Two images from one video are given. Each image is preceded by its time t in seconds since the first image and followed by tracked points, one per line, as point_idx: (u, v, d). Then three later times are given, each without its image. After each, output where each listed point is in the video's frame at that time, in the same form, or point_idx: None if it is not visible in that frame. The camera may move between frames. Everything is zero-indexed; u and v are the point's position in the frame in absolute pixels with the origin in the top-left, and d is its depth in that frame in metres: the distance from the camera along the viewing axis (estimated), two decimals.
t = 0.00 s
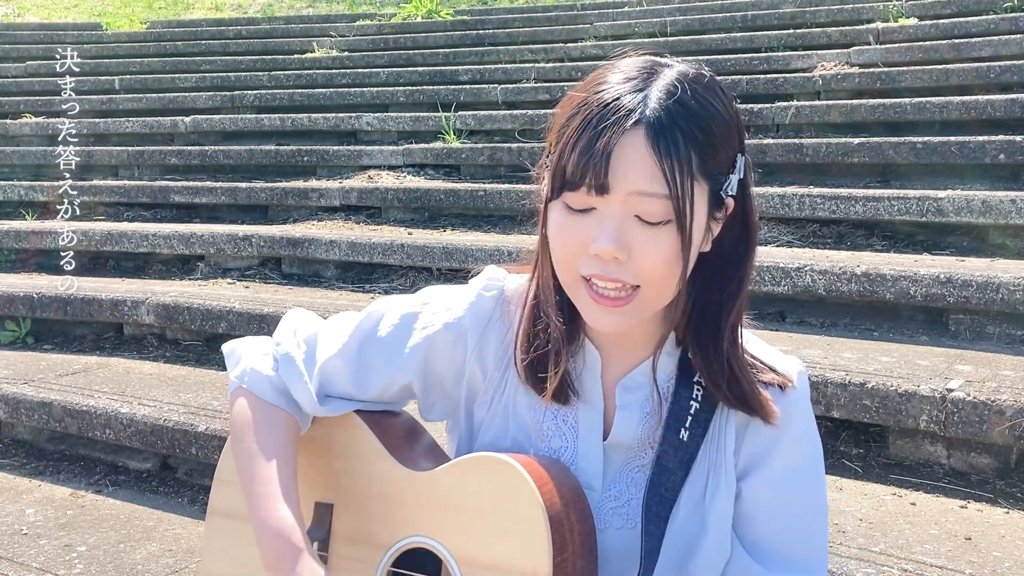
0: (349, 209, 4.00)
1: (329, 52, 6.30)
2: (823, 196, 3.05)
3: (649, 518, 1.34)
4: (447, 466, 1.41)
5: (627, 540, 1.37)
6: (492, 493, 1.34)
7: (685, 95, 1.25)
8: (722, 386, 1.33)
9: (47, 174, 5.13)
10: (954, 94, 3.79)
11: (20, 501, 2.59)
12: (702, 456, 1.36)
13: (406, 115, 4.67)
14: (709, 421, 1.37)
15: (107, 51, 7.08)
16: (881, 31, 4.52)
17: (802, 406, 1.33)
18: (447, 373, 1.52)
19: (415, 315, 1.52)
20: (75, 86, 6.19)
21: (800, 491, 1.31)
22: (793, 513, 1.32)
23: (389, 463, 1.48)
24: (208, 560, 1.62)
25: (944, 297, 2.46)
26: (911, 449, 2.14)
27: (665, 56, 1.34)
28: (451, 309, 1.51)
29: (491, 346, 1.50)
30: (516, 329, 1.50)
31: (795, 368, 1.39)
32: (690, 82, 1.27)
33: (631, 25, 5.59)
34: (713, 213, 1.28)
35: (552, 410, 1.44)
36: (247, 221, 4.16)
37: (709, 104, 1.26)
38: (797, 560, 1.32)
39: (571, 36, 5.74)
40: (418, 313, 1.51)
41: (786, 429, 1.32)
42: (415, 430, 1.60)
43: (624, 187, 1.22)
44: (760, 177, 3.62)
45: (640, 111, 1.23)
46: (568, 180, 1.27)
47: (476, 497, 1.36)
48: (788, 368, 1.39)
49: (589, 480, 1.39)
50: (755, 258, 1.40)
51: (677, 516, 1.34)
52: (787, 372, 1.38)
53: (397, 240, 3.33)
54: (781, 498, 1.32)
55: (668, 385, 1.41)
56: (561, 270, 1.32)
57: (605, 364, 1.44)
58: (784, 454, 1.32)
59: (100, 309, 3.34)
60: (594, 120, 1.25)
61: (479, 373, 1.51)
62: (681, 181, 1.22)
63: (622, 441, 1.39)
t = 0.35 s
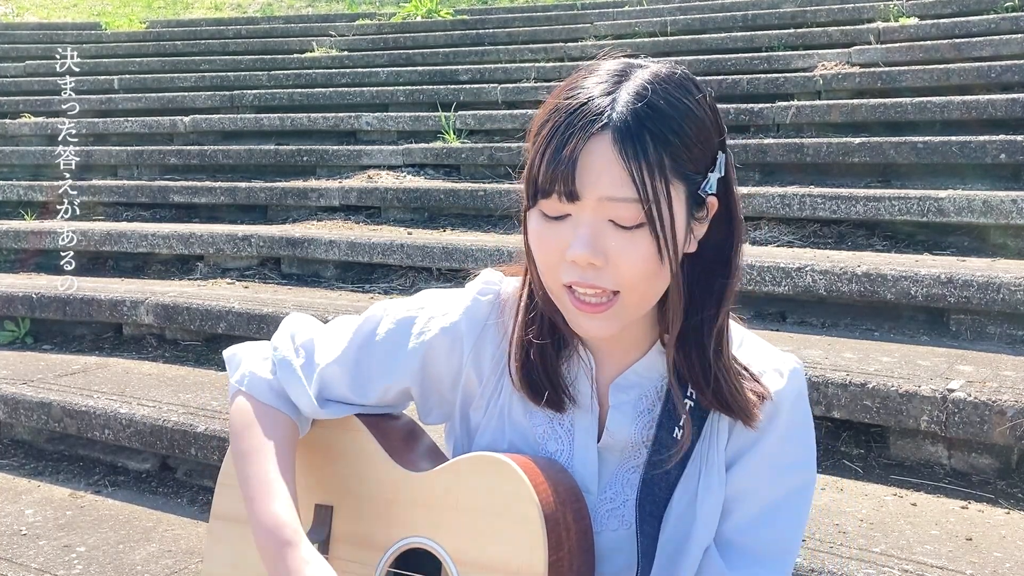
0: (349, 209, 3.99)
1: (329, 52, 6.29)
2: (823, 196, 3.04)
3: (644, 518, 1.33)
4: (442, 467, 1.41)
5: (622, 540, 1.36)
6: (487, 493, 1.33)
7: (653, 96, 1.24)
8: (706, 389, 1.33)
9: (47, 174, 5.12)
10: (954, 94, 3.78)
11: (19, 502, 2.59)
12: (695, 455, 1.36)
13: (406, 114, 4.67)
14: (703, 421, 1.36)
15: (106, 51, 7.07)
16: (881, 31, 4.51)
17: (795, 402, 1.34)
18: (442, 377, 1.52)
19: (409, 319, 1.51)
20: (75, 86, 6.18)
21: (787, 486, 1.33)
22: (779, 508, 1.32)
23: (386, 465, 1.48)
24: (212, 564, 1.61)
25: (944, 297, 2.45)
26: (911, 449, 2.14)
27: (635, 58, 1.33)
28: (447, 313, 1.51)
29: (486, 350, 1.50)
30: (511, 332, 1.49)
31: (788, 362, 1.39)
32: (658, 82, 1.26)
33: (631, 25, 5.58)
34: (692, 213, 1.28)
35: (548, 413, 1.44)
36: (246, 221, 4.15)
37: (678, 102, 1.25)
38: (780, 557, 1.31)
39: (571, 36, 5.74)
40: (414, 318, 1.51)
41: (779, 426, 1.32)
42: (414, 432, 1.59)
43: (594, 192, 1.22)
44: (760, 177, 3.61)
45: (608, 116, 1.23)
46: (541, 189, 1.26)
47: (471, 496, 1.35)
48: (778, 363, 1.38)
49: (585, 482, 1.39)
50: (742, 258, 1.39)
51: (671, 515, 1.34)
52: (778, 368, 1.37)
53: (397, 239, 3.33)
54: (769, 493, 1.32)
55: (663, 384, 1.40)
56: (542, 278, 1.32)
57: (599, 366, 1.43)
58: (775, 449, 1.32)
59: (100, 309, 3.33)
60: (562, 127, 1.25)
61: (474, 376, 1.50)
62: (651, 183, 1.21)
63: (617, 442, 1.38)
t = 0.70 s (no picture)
0: (349, 209, 3.99)
1: (329, 52, 6.29)
2: (823, 196, 3.04)
3: (649, 511, 1.33)
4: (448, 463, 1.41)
5: (626, 535, 1.35)
6: (493, 489, 1.33)
7: (658, 96, 1.24)
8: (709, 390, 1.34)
9: (47, 174, 5.13)
10: (954, 94, 3.78)
11: (19, 501, 2.59)
12: (702, 451, 1.36)
13: (406, 115, 4.67)
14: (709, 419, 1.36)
15: (106, 51, 7.07)
16: (881, 31, 4.52)
17: (804, 398, 1.33)
18: (449, 373, 1.52)
19: (416, 314, 1.51)
20: (75, 86, 6.18)
21: (793, 483, 1.33)
22: (785, 505, 1.32)
23: (392, 461, 1.48)
24: (214, 562, 1.61)
25: (944, 297, 2.46)
26: (911, 449, 2.14)
27: (643, 58, 1.33)
28: (455, 309, 1.51)
29: (493, 345, 1.50)
30: (518, 328, 1.49)
31: (795, 359, 1.38)
32: (665, 83, 1.26)
33: (631, 25, 5.58)
34: (696, 215, 1.28)
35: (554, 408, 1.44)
36: (246, 221, 4.16)
37: (683, 103, 1.25)
38: (786, 554, 1.31)
39: (571, 36, 5.74)
40: (421, 313, 1.51)
41: (786, 421, 1.32)
42: (418, 430, 1.59)
43: (594, 190, 1.22)
44: (760, 177, 3.62)
45: (612, 115, 1.23)
46: (543, 186, 1.27)
47: (477, 493, 1.36)
48: (786, 358, 1.39)
49: (591, 478, 1.39)
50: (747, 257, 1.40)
51: (678, 509, 1.34)
52: (787, 365, 1.37)
53: (397, 239, 3.33)
54: (775, 489, 1.32)
55: (670, 379, 1.41)
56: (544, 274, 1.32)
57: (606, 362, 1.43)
58: (782, 445, 1.32)
59: (100, 309, 3.33)
60: (566, 124, 1.26)
61: (481, 372, 1.50)
62: (652, 182, 1.21)
63: (624, 437, 1.38)
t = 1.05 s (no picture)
0: (348, 209, 3.99)
1: (329, 52, 6.29)
2: (823, 196, 3.04)
3: (650, 512, 1.34)
4: (450, 464, 1.41)
5: (627, 536, 1.35)
6: (495, 490, 1.33)
7: (660, 99, 1.24)
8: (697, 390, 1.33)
9: (47, 174, 5.12)
10: (954, 94, 3.78)
11: (19, 502, 2.59)
12: (701, 449, 1.35)
13: (406, 114, 4.67)
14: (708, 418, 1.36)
15: (106, 51, 7.07)
16: (881, 31, 4.52)
17: (801, 397, 1.32)
18: (449, 374, 1.52)
19: (414, 314, 1.52)
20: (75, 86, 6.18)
21: (791, 481, 1.31)
22: (784, 504, 1.31)
23: (394, 462, 1.48)
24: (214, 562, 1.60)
25: (944, 297, 2.46)
26: (911, 449, 2.14)
27: (644, 60, 1.33)
28: (454, 309, 1.51)
29: (492, 345, 1.50)
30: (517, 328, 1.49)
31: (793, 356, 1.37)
32: (667, 85, 1.26)
33: (631, 25, 5.58)
34: (699, 217, 1.28)
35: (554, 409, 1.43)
36: (246, 221, 4.15)
37: (686, 105, 1.25)
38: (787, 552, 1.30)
39: (571, 36, 5.74)
40: (418, 313, 1.52)
41: (785, 419, 1.31)
42: (418, 432, 1.60)
43: (601, 194, 1.22)
44: (760, 177, 3.62)
45: (615, 118, 1.23)
46: (547, 190, 1.27)
47: (479, 494, 1.36)
48: (784, 354, 1.37)
49: (592, 479, 1.39)
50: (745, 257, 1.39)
51: (678, 509, 1.33)
52: (785, 363, 1.36)
53: (397, 239, 3.33)
54: (774, 488, 1.31)
55: (669, 378, 1.41)
56: (550, 279, 1.32)
57: (606, 364, 1.43)
58: (778, 444, 1.31)
59: (100, 309, 3.33)
60: (570, 128, 1.25)
61: (479, 373, 1.50)
62: (658, 185, 1.21)
63: (623, 438, 1.38)
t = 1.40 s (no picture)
0: (348, 209, 3.99)
1: (329, 52, 6.29)
2: (823, 196, 3.04)
3: (646, 515, 1.33)
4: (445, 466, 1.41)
5: (625, 540, 1.36)
6: (490, 491, 1.33)
7: (646, 97, 1.24)
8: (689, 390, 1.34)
9: (47, 174, 5.12)
10: (954, 94, 3.78)
11: (19, 502, 2.59)
12: (698, 450, 1.35)
13: (406, 115, 4.67)
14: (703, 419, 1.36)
15: (106, 51, 7.07)
16: (882, 31, 4.52)
17: (799, 395, 1.31)
18: (444, 379, 1.52)
19: (406, 319, 1.51)
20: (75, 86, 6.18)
21: (793, 480, 1.30)
22: (786, 503, 1.30)
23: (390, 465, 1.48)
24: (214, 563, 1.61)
25: (944, 297, 2.45)
26: (912, 449, 2.14)
27: (626, 61, 1.33)
28: (447, 315, 1.51)
29: (486, 351, 1.50)
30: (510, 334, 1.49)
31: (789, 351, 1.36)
32: (652, 83, 1.26)
33: (631, 25, 5.58)
34: (690, 214, 1.28)
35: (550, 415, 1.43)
36: (246, 221, 4.15)
37: (672, 100, 1.25)
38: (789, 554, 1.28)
39: (571, 36, 5.73)
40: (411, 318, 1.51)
41: (784, 418, 1.30)
42: (416, 433, 1.59)
43: (592, 195, 1.22)
44: (760, 177, 3.61)
45: (602, 118, 1.23)
46: (537, 194, 1.27)
47: (475, 495, 1.35)
48: (780, 350, 1.36)
49: (590, 484, 1.39)
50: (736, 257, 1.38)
51: (676, 509, 1.33)
52: (780, 359, 1.34)
53: (397, 239, 3.33)
54: (775, 487, 1.30)
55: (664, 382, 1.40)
56: (543, 283, 1.32)
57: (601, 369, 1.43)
58: (778, 442, 1.30)
59: (100, 309, 3.33)
60: (557, 131, 1.26)
61: (474, 378, 1.50)
62: (648, 183, 1.20)
63: (618, 441, 1.38)
